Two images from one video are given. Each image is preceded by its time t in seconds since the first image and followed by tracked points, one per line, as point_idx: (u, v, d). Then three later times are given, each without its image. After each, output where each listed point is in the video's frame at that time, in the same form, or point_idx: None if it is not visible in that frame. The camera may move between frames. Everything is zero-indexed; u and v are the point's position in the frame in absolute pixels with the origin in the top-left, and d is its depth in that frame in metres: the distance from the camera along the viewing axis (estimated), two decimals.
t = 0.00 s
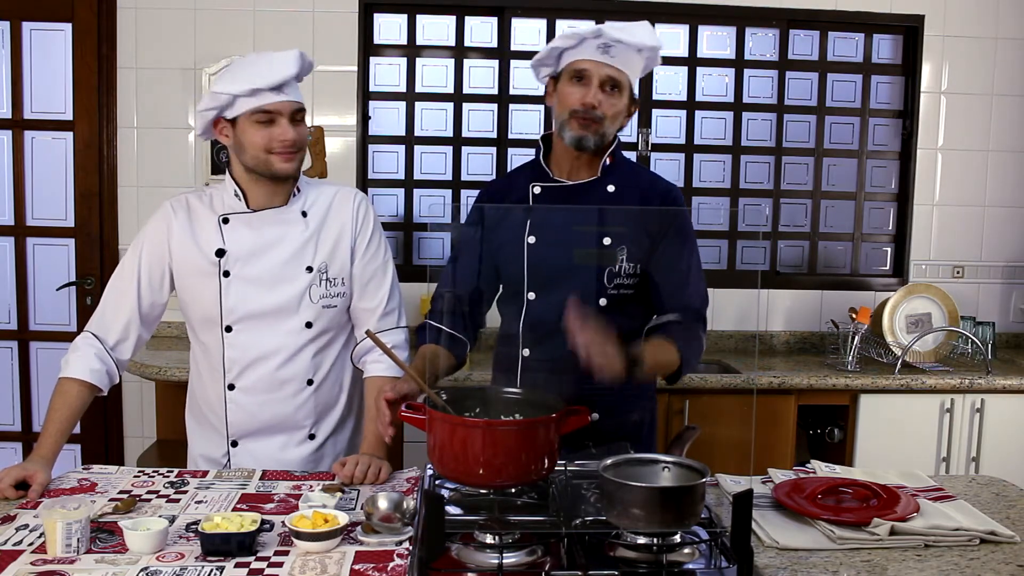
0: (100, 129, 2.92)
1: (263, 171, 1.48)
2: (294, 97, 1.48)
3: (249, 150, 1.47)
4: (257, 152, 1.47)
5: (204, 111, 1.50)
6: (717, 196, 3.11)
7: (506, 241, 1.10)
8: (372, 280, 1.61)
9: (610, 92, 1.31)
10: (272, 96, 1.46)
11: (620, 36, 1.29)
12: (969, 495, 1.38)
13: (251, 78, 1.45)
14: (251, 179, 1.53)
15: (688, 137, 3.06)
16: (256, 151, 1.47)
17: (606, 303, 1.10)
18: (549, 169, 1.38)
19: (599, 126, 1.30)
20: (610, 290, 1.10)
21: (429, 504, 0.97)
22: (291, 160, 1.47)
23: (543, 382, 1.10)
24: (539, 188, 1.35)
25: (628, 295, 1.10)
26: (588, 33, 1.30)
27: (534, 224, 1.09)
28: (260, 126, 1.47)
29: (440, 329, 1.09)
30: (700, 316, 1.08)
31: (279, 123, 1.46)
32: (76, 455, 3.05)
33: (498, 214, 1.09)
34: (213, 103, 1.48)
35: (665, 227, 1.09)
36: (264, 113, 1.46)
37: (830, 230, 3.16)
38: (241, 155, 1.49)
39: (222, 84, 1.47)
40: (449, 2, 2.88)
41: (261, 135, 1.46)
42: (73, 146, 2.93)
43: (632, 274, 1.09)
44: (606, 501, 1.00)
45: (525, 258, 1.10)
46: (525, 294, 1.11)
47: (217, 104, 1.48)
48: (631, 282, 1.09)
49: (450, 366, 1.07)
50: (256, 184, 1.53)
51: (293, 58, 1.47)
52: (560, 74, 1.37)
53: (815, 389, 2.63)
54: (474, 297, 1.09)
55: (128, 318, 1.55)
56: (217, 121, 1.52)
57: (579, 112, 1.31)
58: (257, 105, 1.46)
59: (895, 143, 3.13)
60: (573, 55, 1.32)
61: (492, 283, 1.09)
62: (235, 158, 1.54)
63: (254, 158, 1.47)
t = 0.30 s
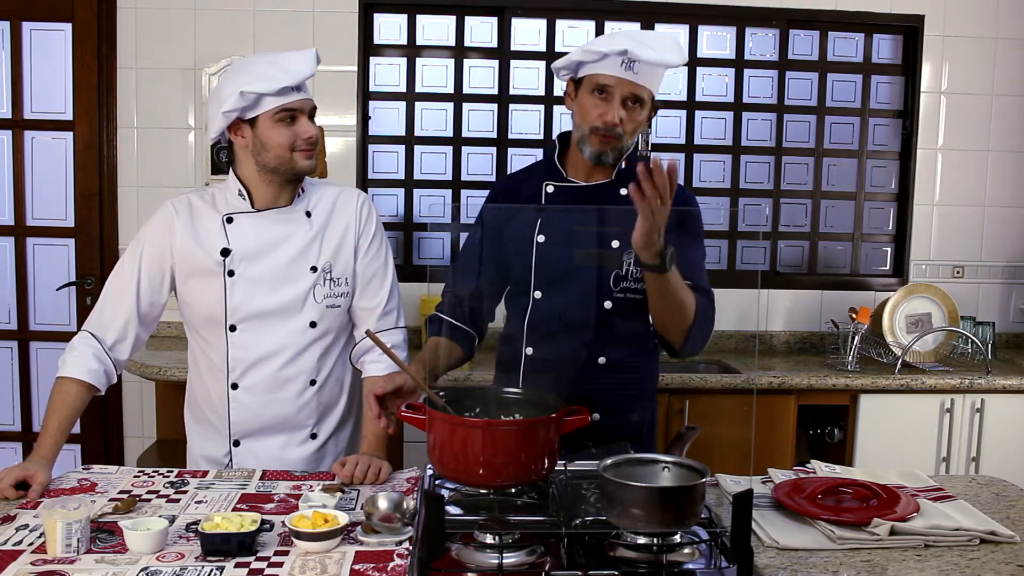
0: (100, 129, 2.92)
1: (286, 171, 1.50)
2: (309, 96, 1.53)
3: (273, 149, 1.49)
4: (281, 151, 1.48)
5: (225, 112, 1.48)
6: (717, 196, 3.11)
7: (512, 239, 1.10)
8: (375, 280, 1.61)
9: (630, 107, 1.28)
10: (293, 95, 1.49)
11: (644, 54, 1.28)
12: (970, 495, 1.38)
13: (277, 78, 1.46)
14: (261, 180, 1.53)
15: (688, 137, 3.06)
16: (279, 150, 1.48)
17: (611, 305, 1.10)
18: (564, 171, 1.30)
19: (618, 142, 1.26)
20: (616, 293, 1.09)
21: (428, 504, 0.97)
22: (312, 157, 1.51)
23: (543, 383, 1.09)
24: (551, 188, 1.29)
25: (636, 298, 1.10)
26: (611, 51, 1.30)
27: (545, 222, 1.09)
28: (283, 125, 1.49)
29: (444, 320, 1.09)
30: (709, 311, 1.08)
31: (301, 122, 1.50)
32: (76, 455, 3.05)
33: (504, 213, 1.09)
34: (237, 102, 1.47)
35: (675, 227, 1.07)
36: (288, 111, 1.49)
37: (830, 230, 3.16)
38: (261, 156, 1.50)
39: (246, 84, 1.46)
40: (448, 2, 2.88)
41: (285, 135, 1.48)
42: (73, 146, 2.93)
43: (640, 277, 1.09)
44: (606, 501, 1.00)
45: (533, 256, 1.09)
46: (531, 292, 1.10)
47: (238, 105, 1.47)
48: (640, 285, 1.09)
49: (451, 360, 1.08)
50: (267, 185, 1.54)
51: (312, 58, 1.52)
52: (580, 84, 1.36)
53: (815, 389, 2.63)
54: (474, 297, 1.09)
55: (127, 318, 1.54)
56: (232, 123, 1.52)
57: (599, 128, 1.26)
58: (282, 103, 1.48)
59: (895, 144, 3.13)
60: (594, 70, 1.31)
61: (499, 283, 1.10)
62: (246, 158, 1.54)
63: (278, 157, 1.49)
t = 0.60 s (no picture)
0: (100, 129, 2.92)
1: (284, 173, 1.49)
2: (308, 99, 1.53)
3: (272, 151, 1.48)
4: (281, 153, 1.48)
5: (225, 112, 1.48)
6: (717, 196, 3.11)
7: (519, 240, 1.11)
8: (373, 280, 1.61)
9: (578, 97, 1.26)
10: (293, 96, 1.49)
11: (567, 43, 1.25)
12: (969, 495, 1.38)
13: (278, 79, 1.47)
14: (260, 181, 1.53)
15: (688, 137, 3.06)
16: (279, 151, 1.48)
17: (614, 314, 1.10)
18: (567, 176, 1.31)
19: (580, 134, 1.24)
20: (619, 301, 1.10)
21: (429, 504, 0.97)
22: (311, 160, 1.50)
23: (542, 384, 1.10)
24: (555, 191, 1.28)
25: (639, 308, 1.09)
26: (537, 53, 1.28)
27: (547, 228, 1.10)
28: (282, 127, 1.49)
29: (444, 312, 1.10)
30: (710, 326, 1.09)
31: (302, 124, 1.50)
32: (76, 455, 3.05)
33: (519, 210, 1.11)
34: (240, 102, 1.47)
35: (679, 231, 1.08)
36: (287, 113, 1.49)
37: (830, 230, 3.16)
38: (261, 157, 1.50)
39: (246, 85, 1.47)
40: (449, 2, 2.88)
41: (286, 136, 1.48)
42: (73, 146, 2.93)
43: (641, 284, 1.09)
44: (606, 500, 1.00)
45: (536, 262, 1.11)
46: (535, 298, 1.11)
47: (237, 105, 1.48)
48: (641, 293, 1.09)
49: (451, 352, 1.09)
50: (266, 186, 1.54)
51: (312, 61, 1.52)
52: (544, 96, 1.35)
53: (815, 389, 2.63)
54: (474, 298, 1.09)
55: (126, 317, 1.54)
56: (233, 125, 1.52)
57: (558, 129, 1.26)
58: (281, 105, 1.48)
59: (895, 144, 3.13)
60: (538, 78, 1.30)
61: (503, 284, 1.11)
62: (246, 159, 1.54)
63: (276, 158, 1.48)
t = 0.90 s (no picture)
0: (99, 128, 2.92)
1: (239, 173, 1.49)
2: (265, 96, 1.46)
3: (228, 152, 1.49)
4: (233, 155, 1.48)
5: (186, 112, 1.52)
6: (717, 196, 3.11)
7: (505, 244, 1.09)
8: (371, 280, 1.61)
9: (535, 99, 1.32)
10: (243, 95, 1.45)
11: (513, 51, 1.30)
12: (970, 495, 1.38)
13: (221, 79, 1.44)
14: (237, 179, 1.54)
15: (688, 137, 3.06)
16: (232, 152, 1.48)
17: (605, 307, 1.11)
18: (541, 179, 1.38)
19: (548, 136, 1.32)
20: (608, 294, 1.11)
21: (429, 504, 0.97)
22: (261, 161, 1.47)
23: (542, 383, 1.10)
24: (532, 197, 1.27)
25: (627, 297, 1.11)
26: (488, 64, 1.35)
27: (529, 232, 1.09)
28: (234, 126, 1.47)
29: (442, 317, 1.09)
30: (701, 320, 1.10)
31: (252, 123, 1.46)
32: (76, 456, 3.05)
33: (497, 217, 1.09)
34: (195, 104, 1.48)
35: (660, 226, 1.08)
36: (236, 113, 1.46)
37: (830, 230, 3.16)
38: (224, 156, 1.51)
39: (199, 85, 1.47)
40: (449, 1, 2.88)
41: (236, 138, 1.47)
42: (73, 146, 2.93)
43: (628, 276, 1.10)
44: (606, 500, 1.00)
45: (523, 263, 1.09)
46: (525, 301, 1.10)
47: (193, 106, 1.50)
48: (628, 284, 1.11)
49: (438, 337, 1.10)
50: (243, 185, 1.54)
51: (265, 56, 1.44)
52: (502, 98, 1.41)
53: (815, 389, 2.63)
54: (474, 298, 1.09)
55: (125, 317, 1.54)
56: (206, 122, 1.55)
57: (526, 134, 1.34)
58: (228, 105, 1.46)
59: (895, 143, 3.13)
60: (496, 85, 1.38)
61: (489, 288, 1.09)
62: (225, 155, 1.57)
63: (230, 160, 1.49)
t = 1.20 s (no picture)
0: (99, 128, 2.92)
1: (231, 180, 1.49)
2: (256, 103, 1.47)
3: (219, 159, 1.49)
4: (224, 162, 1.48)
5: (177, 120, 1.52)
6: (717, 196, 3.11)
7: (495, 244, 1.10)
8: (368, 280, 1.61)
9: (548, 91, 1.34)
10: (233, 104, 1.46)
11: (538, 36, 1.32)
12: (970, 495, 1.38)
13: (212, 87, 1.45)
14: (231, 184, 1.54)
15: (688, 137, 3.06)
16: (223, 158, 1.48)
17: (596, 305, 1.11)
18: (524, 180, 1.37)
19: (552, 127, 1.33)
20: (598, 293, 1.11)
21: (429, 504, 0.97)
22: (252, 167, 1.47)
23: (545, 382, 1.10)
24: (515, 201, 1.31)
25: (617, 295, 1.11)
26: (507, 47, 1.34)
27: (514, 234, 1.10)
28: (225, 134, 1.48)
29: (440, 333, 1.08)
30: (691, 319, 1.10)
31: (242, 131, 1.47)
32: (76, 456, 3.05)
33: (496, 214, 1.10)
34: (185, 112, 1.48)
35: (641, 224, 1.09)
36: (226, 121, 1.47)
37: (829, 230, 3.16)
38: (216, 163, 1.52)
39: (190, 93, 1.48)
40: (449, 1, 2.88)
41: (227, 144, 1.48)
42: (73, 146, 2.93)
43: (616, 275, 1.10)
44: (606, 501, 1.00)
45: (510, 269, 1.10)
46: (515, 304, 1.10)
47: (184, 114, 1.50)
48: (617, 282, 1.10)
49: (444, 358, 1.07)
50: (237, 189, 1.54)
51: (255, 64, 1.45)
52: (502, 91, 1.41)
53: (815, 389, 2.63)
54: (474, 296, 1.09)
55: (124, 316, 1.54)
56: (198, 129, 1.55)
57: (528, 120, 1.33)
58: (218, 113, 1.47)
59: (895, 144, 3.13)
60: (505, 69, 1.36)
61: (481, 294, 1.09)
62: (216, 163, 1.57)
63: (222, 166, 1.49)
